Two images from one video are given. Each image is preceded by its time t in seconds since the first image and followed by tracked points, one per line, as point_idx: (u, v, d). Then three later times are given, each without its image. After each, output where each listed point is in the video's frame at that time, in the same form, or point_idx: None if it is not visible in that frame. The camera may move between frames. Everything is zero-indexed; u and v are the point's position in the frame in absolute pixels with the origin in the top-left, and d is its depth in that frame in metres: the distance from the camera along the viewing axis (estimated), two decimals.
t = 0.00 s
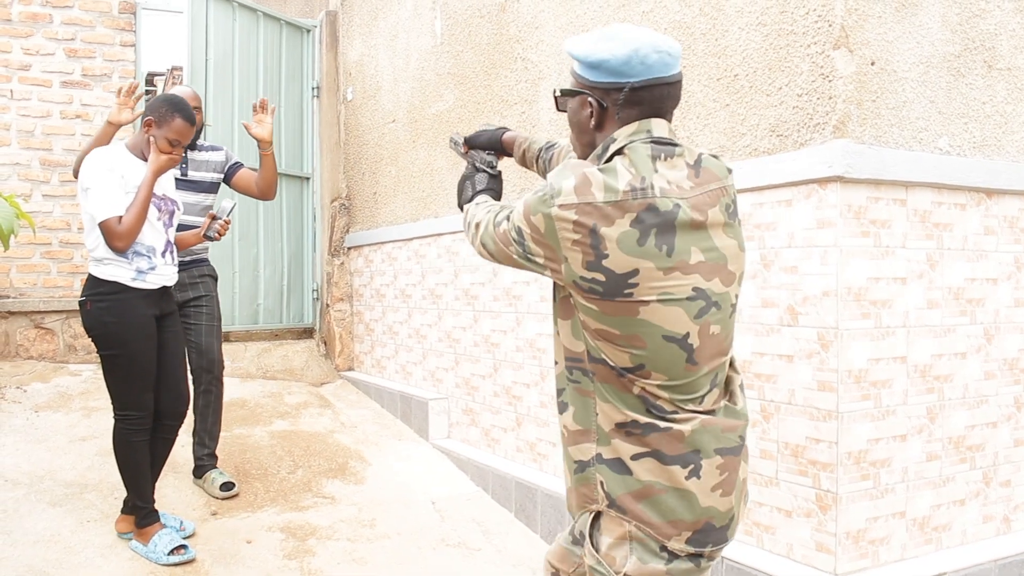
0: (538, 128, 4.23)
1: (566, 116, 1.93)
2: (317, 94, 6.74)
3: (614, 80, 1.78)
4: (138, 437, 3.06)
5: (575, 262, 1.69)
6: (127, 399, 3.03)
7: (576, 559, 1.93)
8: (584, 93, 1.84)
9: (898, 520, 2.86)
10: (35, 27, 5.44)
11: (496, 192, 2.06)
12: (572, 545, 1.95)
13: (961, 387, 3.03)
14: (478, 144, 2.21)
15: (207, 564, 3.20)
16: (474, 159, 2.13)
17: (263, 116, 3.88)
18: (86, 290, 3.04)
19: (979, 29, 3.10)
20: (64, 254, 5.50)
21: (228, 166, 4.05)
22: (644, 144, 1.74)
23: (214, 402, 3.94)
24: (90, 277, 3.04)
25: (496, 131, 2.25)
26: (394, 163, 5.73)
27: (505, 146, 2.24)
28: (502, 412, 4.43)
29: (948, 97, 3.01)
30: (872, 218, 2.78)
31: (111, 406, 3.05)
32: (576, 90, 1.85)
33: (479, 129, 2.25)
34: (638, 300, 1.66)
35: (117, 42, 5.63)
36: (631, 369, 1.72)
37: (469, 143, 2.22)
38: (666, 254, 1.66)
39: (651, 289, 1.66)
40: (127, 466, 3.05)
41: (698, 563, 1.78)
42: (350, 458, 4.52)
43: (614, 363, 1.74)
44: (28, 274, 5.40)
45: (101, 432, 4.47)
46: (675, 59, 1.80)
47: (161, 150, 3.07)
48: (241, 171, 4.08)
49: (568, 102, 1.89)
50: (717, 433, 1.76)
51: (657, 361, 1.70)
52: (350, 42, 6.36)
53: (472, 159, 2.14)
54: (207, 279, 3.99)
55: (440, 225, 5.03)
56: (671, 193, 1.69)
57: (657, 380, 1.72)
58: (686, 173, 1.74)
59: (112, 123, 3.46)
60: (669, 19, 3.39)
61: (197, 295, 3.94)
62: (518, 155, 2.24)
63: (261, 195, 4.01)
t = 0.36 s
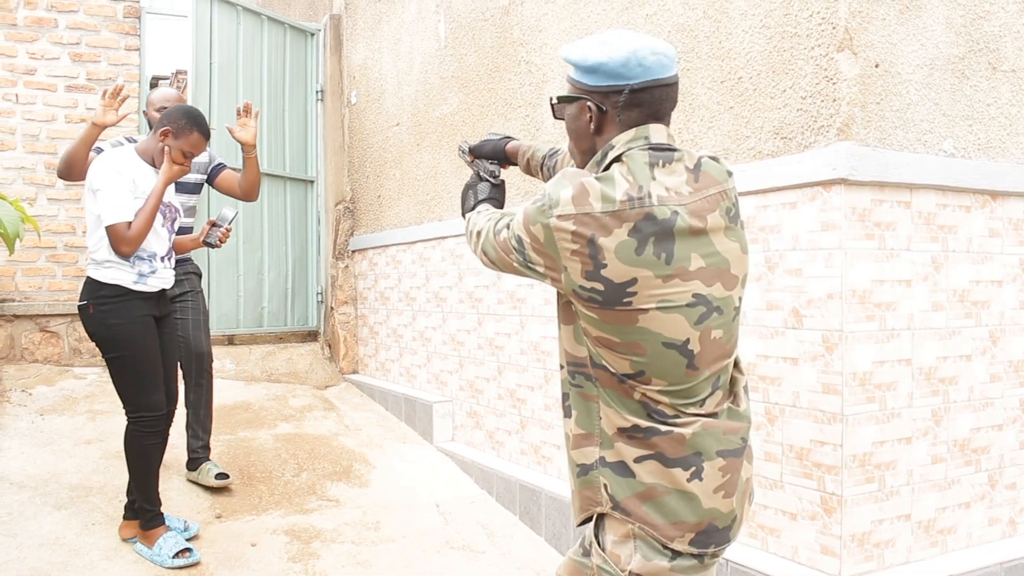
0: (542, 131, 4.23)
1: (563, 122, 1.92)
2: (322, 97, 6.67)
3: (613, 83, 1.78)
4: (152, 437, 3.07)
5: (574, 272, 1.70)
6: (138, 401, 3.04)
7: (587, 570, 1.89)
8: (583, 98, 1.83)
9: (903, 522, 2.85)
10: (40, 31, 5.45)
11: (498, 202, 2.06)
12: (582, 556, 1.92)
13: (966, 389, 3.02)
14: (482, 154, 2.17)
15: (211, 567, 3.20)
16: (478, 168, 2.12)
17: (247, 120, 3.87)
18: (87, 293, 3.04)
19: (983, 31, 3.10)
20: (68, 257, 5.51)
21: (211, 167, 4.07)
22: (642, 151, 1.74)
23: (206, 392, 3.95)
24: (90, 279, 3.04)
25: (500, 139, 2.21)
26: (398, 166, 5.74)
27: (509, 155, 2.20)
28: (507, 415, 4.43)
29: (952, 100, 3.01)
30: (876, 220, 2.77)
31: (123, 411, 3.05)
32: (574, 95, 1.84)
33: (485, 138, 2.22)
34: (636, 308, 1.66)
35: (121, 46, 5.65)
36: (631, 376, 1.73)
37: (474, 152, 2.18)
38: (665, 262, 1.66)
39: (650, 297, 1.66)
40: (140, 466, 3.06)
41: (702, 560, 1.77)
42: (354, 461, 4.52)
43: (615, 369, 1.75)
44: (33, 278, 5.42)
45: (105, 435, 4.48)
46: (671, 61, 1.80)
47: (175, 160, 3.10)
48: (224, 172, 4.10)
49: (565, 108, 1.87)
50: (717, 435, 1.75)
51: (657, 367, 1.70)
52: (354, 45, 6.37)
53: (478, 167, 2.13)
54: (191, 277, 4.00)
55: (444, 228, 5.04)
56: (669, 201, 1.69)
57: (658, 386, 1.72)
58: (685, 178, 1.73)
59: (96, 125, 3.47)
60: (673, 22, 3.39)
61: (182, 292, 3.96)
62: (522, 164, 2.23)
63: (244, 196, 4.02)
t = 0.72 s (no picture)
0: (549, 133, 4.23)
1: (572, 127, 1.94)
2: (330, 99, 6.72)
3: (618, 88, 1.79)
4: (158, 437, 3.07)
5: (583, 272, 1.70)
6: (145, 400, 3.04)
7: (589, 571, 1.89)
8: (589, 102, 1.85)
9: (911, 525, 2.84)
10: (49, 33, 5.48)
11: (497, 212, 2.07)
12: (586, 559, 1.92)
13: (974, 392, 3.01)
14: (480, 164, 2.19)
15: (219, 568, 3.21)
16: (477, 178, 2.14)
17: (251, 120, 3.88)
18: (93, 293, 3.06)
19: (992, 32, 3.09)
20: (77, 258, 5.54)
21: (216, 167, 4.09)
22: (651, 153, 1.75)
23: (197, 397, 4.03)
24: (96, 278, 3.07)
25: (498, 150, 2.24)
26: (405, 167, 5.75)
27: (508, 166, 2.22)
28: (514, 416, 4.44)
29: (961, 101, 3.00)
30: (884, 223, 2.77)
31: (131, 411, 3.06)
32: (581, 100, 1.86)
33: (483, 148, 2.24)
34: (646, 310, 1.66)
35: (130, 48, 5.67)
36: (639, 378, 1.73)
37: (472, 162, 2.21)
38: (674, 264, 1.66)
39: (659, 298, 1.66)
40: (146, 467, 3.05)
41: (702, 567, 1.77)
42: (362, 462, 4.53)
43: (623, 371, 1.74)
44: (42, 279, 5.45)
45: (113, 436, 4.51)
46: (677, 65, 1.81)
47: (183, 161, 3.10)
48: (229, 171, 4.13)
49: (573, 113, 1.90)
50: (723, 440, 1.76)
51: (665, 369, 1.70)
52: (362, 47, 6.39)
53: (475, 177, 2.15)
54: (195, 279, 4.07)
55: (451, 230, 5.04)
56: (678, 203, 1.69)
57: (665, 388, 1.72)
58: (693, 181, 1.74)
59: (106, 126, 3.50)
60: (680, 24, 3.39)
61: (186, 294, 4.01)
62: (521, 174, 2.23)
63: (249, 195, 4.03)
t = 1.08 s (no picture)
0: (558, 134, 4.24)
1: (567, 154, 1.92)
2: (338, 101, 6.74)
3: (612, 89, 1.82)
4: (157, 442, 3.06)
5: (595, 273, 1.70)
6: (146, 405, 3.04)
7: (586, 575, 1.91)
8: (586, 115, 1.85)
9: (923, 526, 2.83)
10: (60, 38, 5.52)
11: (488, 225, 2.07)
12: (581, 561, 1.94)
13: (985, 392, 3.00)
14: (471, 177, 2.23)
15: (230, 570, 3.23)
16: (466, 194, 2.15)
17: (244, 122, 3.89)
18: (102, 296, 3.09)
19: (1001, 31, 3.08)
20: (88, 262, 5.58)
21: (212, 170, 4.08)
22: (657, 156, 1.77)
23: (203, 397, 4.04)
24: (104, 281, 3.09)
25: (490, 164, 2.26)
26: (414, 169, 5.77)
27: (499, 180, 2.24)
28: (524, 418, 4.44)
29: (970, 100, 2.99)
30: (893, 223, 2.76)
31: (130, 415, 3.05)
32: (574, 119, 1.86)
33: (476, 163, 2.28)
34: (658, 309, 1.67)
35: (140, 52, 5.71)
36: (650, 378, 1.73)
37: (462, 176, 2.24)
38: (684, 264, 1.68)
39: (671, 297, 1.67)
40: (144, 472, 3.03)
41: (714, 567, 1.77)
42: (372, 464, 4.55)
43: (634, 372, 1.74)
44: (54, 282, 5.49)
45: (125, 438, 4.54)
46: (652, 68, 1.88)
47: (192, 164, 3.12)
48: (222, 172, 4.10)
49: (568, 135, 1.88)
50: (734, 439, 1.76)
51: (676, 369, 1.70)
52: (371, 50, 6.41)
53: (465, 193, 2.16)
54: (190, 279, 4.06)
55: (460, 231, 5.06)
56: (686, 204, 1.71)
57: (676, 388, 1.72)
58: (696, 186, 1.76)
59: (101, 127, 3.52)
60: (689, 25, 3.39)
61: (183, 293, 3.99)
62: (514, 188, 2.24)
63: (242, 197, 3.99)
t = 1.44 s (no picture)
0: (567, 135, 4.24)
1: (564, 156, 1.97)
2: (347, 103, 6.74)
3: (606, 103, 1.84)
4: (161, 444, 3.08)
5: (599, 270, 1.70)
6: (152, 406, 3.06)
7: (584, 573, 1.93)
8: (582, 122, 1.88)
9: (934, 527, 2.82)
10: (71, 41, 5.56)
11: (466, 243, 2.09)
12: (579, 561, 1.95)
13: (998, 392, 2.98)
14: (447, 197, 2.24)
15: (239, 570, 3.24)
16: (444, 212, 2.16)
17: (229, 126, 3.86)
18: (112, 296, 3.09)
19: (1013, 30, 3.07)
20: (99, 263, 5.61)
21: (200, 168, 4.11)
22: (652, 160, 1.79)
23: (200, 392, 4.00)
24: (116, 281, 3.09)
25: (465, 183, 2.26)
26: (423, 170, 5.77)
27: (476, 200, 2.24)
28: (533, 419, 4.44)
29: (981, 100, 2.97)
30: (904, 223, 2.75)
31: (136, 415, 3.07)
32: (571, 124, 1.90)
33: (450, 181, 2.29)
34: (660, 302, 1.69)
35: (150, 54, 5.74)
36: (654, 371, 1.72)
37: (438, 195, 2.25)
38: (683, 259, 1.70)
39: (672, 291, 1.69)
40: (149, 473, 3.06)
41: (716, 560, 1.77)
42: (381, 465, 4.56)
43: (638, 366, 1.73)
44: (65, 284, 5.52)
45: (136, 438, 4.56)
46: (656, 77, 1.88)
47: (206, 166, 3.15)
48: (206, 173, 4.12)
49: (564, 139, 1.93)
50: (734, 432, 1.77)
51: (679, 362, 1.71)
52: (379, 51, 6.42)
53: (440, 211, 2.18)
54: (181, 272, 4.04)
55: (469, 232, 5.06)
56: (681, 203, 1.75)
57: (679, 381, 1.72)
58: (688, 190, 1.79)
59: (86, 128, 3.58)
60: (698, 25, 3.39)
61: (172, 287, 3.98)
62: (492, 207, 2.20)
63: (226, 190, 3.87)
